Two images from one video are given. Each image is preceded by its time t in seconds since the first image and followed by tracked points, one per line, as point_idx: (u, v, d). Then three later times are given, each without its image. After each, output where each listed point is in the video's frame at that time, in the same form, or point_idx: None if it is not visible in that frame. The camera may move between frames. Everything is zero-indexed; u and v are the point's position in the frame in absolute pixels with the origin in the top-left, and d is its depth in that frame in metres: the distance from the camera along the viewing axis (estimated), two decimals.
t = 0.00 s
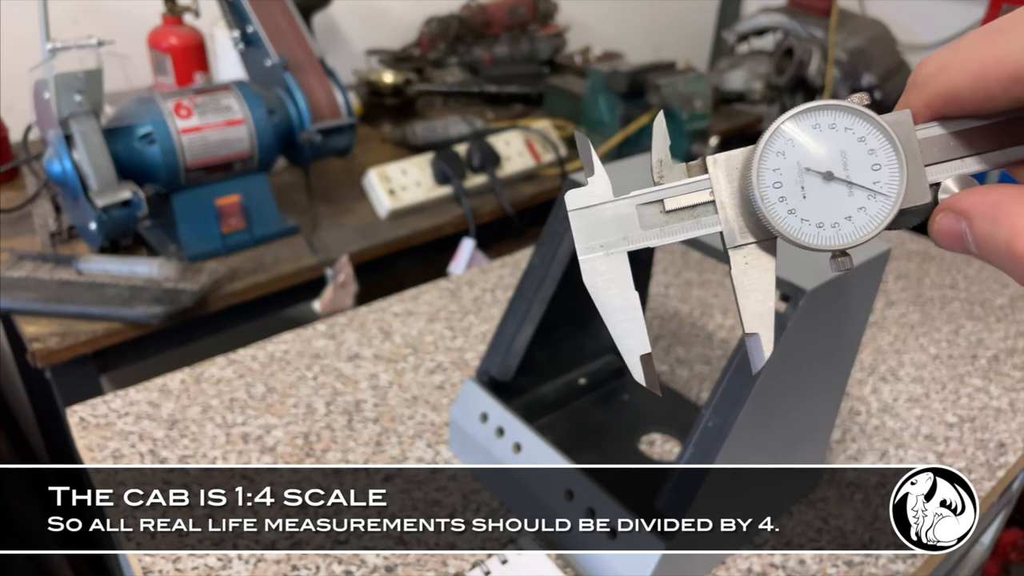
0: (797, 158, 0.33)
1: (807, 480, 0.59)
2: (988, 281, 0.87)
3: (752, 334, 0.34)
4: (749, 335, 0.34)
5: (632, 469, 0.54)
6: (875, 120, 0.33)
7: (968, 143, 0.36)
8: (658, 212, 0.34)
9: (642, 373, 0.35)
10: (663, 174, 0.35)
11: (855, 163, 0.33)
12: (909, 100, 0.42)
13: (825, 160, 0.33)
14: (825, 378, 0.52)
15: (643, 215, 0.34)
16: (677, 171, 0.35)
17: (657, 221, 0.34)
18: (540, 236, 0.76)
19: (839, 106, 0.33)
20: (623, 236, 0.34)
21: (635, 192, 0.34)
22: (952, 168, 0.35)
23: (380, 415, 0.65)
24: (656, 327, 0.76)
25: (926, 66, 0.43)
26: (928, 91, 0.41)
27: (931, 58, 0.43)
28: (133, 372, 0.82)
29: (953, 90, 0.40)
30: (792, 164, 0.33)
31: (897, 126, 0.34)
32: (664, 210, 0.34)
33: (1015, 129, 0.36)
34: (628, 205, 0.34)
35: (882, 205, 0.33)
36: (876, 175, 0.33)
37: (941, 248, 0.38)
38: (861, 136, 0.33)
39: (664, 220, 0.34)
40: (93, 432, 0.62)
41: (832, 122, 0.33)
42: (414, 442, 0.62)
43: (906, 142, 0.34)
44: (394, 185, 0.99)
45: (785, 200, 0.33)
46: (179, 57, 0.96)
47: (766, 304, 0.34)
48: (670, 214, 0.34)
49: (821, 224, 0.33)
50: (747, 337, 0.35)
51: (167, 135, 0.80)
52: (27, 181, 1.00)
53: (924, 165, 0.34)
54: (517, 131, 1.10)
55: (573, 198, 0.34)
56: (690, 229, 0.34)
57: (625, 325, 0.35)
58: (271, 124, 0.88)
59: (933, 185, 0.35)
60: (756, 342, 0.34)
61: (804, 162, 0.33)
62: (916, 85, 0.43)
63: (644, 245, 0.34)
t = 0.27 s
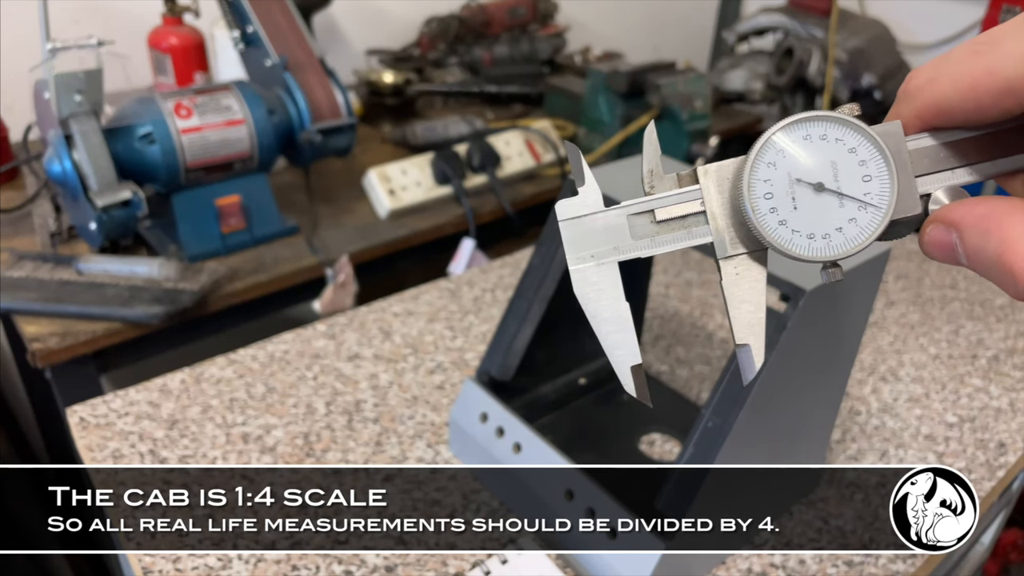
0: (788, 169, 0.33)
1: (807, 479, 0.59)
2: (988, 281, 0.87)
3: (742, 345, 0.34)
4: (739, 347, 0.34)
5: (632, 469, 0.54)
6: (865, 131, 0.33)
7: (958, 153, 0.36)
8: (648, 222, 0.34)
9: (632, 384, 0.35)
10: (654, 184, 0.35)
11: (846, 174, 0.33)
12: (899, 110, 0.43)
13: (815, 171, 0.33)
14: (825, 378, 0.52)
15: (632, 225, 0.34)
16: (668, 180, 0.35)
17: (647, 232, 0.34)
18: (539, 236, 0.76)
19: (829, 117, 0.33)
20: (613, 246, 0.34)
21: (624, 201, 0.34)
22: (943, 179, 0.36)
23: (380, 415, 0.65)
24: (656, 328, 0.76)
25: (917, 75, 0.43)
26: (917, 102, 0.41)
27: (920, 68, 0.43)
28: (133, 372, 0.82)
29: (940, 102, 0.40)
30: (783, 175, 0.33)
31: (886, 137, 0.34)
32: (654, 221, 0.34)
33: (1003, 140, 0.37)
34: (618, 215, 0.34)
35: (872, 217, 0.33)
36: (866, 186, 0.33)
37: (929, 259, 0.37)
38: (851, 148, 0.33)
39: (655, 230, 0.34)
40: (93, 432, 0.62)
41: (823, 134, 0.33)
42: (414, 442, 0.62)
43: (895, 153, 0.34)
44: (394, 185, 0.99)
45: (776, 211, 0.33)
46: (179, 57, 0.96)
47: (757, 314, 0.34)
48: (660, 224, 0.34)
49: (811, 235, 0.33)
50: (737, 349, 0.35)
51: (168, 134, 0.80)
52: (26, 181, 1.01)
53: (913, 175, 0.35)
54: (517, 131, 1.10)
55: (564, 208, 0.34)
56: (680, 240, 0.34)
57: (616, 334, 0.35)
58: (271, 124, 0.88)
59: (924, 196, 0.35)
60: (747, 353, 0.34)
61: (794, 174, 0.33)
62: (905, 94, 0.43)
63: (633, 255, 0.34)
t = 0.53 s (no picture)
0: (782, 174, 0.33)
1: (807, 479, 0.59)
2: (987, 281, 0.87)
3: (736, 350, 0.34)
4: (733, 353, 0.34)
5: (632, 469, 0.54)
6: (860, 137, 0.33)
7: (952, 159, 0.36)
8: (642, 227, 0.34)
9: (626, 391, 0.35)
10: (648, 190, 0.35)
11: (840, 179, 0.33)
12: (893, 117, 0.43)
13: (810, 176, 0.33)
14: (825, 378, 0.52)
15: (625, 230, 0.34)
16: (661, 185, 0.35)
17: (641, 237, 0.34)
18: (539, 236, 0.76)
19: (822, 122, 0.33)
20: (606, 251, 0.34)
21: (618, 206, 0.34)
22: (937, 186, 0.35)
23: (380, 415, 0.65)
24: (656, 328, 0.76)
25: (909, 82, 0.44)
26: (910, 108, 0.42)
27: (913, 75, 0.44)
28: (133, 372, 0.82)
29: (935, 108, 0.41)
30: (777, 180, 0.33)
31: (881, 144, 0.34)
32: (648, 226, 0.34)
33: (997, 147, 0.36)
34: (611, 220, 0.34)
35: (866, 222, 0.33)
36: (861, 192, 0.33)
37: (910, 312, 0.40)
38: (845, 153, 0.33)
39: (648, 235, 0.34)
40: (93, 433, 0.62)
41: (817, 139, 0.33)
42: (414, 442, 0.62)
43: (889, 159, 0.34)
44: (394, 185, 0.99)
45: (771, 216, 0.33)
46: (179, 57, 0.96)
47: (751, 320, 0.34)
48: (653, 229, 0.34)
49: (806, 240, 0.33)
50: (731, 355, 0.35)
51: (167, 135, 0.80)
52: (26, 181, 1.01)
53: (908, 183, 0.35)
54: (517, 131, 1.10)
55: (558, 212, 0.34)
56: (674, 245, 0.34)
57: (609, 340, 0.35)
58: (271, 124, 0.88)
59: (917, 202, 0.35)
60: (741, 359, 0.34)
61: (789, 179, 0.33)
62: (899, 100, 0.44)
63: (627, 261, 0.34)
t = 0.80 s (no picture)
0: (778, 163, 0.33)
1: (807, 479, 0.59)
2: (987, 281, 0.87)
3: (732, 338, 0.34)
4: (729, 340, 0.34)
5: (632, 469, 0.54)
6: (855, 126, 0.34)
7: (949, 151, 0.36)
8: (639, 215, 0.34)
9: (623, 378, 0.35)
10: (645, 178, 0.35)
11: (836, 169, 0.33)
12: (889, 109, 0.44)
13: (806, 165, 0.33)
14: (825, 378, 0.52)
15: (623, 218, 0.34)
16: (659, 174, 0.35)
17: (638, 225, 0.34)
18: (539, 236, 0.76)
19: (819, 112, 0.33)
20: (603, 239, 0.34)
21: (615, 194, 0.34)
22: (932, 177, 0.36)
23: (380, 415, 0.65)
24: (656, 328, 0.76)
25: (905, 74, 0.45)
26: (906, 100, 0.43)
27: (908, 67, 0.45)
28: (133, 372, 0.82)
29: (928, 99, 0.41)
30: (773, 169, 0.33)
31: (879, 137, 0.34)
32: (645, 214, 0.34)
33: (993, 139, 0.37)
34: (608, 208, 0.34)
35: (863, 211, 0.33)
36: (857, 181, 0.33)
37: (903, 305, 0.40)
38: (841, 142, 0.34)
39: (644, 224, 0.34)
40: (93, 432, 0.62)
41: (813, 129, 0.33)
42: (414, 442, 0.62)
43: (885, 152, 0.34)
44: (394, 185, 0.99)
45: (766, 205, 0.33)
46: (179, 57, 0.96)
47: (747, 310, 0.34)
48: (650, 218, 0.34)
49: (802, 229, 0.33)
50: (727, 344, 0.34)
51: (167, 134, 0.80)
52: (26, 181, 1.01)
53: (903, 174, 0.35)
54: (517, 131, 1.10)
55: (556, 198, 0.34)
56: (670, 233, 0.34)
57: (605, 326, 0.35)
58: (271, 124, 0.88)
59: (913, 192, 0.35)
60: (736, 347, 0.34)
61: (785, 167, 0.33)
62: (895, 94, 0.44)
63: (623, 249, 0.34)
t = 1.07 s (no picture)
0: (783, 162, 0.33)
1: (807, 479, 0.59)
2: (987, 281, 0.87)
3: (739, 337, 0.34)
4: (736, 339, 0.34)
5: (632, 469, 0.54)
6: (859, 126, 0.34)
7: (952, 151, 0.36)
8: (645, 215, 0.34)
9: (628, 377, 0.34)
10: (651, 177, 0.35)
11: (840, 168, 0.33)
12: (892, 107, 0.44)
13: (811, 164, 0.33)
14: (825, 377, 0.52)
15: (628, 218, 0.34)
16: (665, 173, 0.35)
17: (644, 225, 0.34)
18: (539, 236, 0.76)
19: (823, 111, 0.33)
20: (609, 238, 0.34)
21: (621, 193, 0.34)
22: (936, 176, 0.35)
23: (380, 415, 0.65)
24: (656, 328, 0.76)
25: (908, 75, 0.45)
26: (909, 99, 0.43)
27: (911, 68, 0.45)
28: (133, 372, 0.82)
29: (932, 98, 0.41)
30: (779, 168, 0.33)
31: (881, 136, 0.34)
32: (650, 214, 0.34)
33: (995, 138, 0.37)
34: (615, 208, 0.34)
35: (866, 210, 0.34)
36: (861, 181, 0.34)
37: (907, 302, 0.40)
38: (846, 142, 0.34)
39: (650, 223, 0.34)
40: (93, 433, 0.62)
41: (817, 128, 0.33)
42: (414, 442, 0.62)
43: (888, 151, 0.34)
44: (394, 186, 0.99)
45: (772, 204, 0.33)
46: (179, 57, 0.96)
47: (752, 308, 0.34)
48: (656, 217, 0.34)
49: (807, 228, 0.33)
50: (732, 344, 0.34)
51: (167, 134, 0.80)
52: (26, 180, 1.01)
53: (907, 173, 0.35)
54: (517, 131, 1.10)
55: (561, 198, 0.34)
56: (676, 233, 0.34)
57: (612, 325, 0.34)
58: (271, 124, 0.88)
59: (917, 191, 0.35)
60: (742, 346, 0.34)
61: (790, 166, 0.33)
62: (898, 93, 0.45)
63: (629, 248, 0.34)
